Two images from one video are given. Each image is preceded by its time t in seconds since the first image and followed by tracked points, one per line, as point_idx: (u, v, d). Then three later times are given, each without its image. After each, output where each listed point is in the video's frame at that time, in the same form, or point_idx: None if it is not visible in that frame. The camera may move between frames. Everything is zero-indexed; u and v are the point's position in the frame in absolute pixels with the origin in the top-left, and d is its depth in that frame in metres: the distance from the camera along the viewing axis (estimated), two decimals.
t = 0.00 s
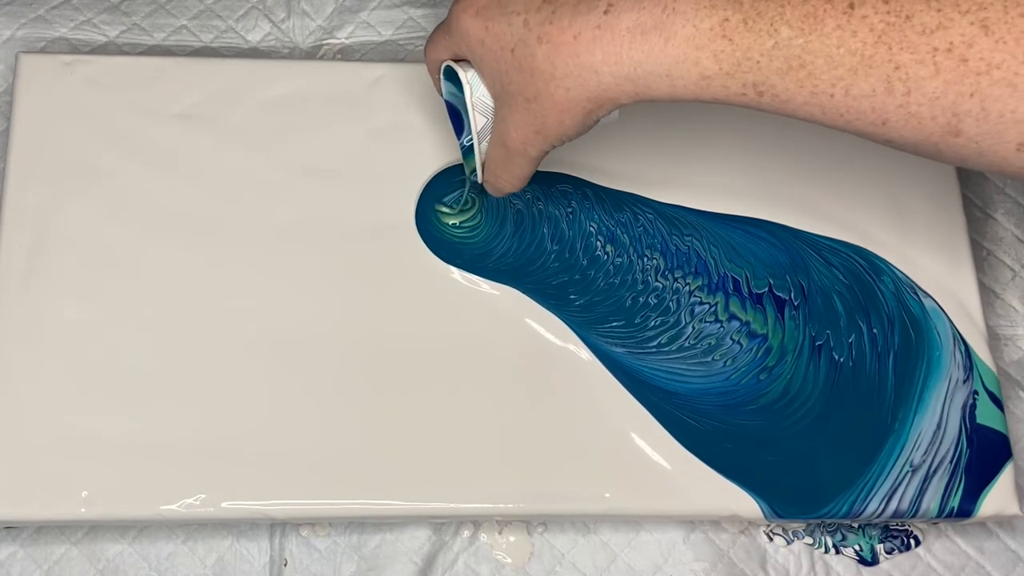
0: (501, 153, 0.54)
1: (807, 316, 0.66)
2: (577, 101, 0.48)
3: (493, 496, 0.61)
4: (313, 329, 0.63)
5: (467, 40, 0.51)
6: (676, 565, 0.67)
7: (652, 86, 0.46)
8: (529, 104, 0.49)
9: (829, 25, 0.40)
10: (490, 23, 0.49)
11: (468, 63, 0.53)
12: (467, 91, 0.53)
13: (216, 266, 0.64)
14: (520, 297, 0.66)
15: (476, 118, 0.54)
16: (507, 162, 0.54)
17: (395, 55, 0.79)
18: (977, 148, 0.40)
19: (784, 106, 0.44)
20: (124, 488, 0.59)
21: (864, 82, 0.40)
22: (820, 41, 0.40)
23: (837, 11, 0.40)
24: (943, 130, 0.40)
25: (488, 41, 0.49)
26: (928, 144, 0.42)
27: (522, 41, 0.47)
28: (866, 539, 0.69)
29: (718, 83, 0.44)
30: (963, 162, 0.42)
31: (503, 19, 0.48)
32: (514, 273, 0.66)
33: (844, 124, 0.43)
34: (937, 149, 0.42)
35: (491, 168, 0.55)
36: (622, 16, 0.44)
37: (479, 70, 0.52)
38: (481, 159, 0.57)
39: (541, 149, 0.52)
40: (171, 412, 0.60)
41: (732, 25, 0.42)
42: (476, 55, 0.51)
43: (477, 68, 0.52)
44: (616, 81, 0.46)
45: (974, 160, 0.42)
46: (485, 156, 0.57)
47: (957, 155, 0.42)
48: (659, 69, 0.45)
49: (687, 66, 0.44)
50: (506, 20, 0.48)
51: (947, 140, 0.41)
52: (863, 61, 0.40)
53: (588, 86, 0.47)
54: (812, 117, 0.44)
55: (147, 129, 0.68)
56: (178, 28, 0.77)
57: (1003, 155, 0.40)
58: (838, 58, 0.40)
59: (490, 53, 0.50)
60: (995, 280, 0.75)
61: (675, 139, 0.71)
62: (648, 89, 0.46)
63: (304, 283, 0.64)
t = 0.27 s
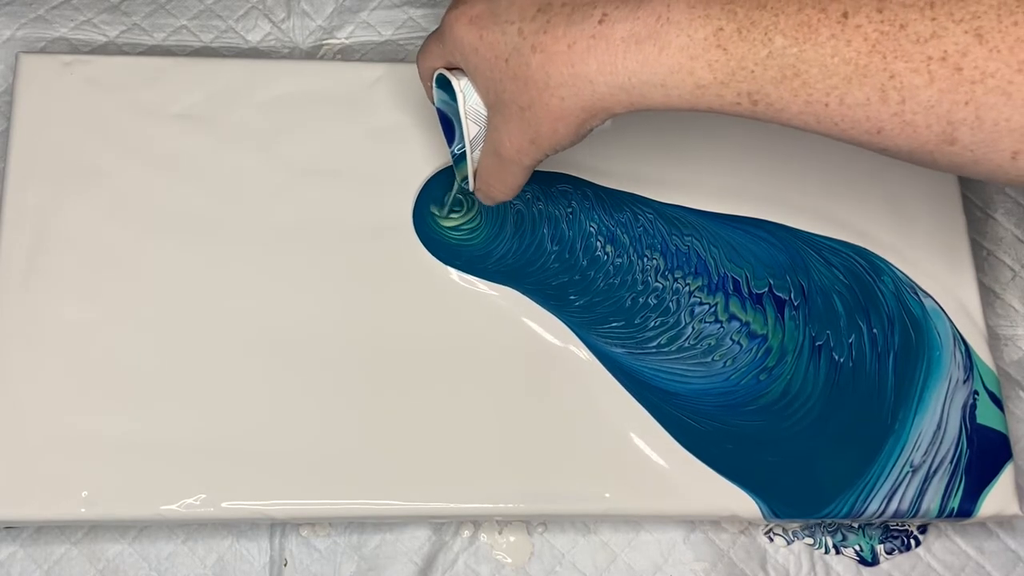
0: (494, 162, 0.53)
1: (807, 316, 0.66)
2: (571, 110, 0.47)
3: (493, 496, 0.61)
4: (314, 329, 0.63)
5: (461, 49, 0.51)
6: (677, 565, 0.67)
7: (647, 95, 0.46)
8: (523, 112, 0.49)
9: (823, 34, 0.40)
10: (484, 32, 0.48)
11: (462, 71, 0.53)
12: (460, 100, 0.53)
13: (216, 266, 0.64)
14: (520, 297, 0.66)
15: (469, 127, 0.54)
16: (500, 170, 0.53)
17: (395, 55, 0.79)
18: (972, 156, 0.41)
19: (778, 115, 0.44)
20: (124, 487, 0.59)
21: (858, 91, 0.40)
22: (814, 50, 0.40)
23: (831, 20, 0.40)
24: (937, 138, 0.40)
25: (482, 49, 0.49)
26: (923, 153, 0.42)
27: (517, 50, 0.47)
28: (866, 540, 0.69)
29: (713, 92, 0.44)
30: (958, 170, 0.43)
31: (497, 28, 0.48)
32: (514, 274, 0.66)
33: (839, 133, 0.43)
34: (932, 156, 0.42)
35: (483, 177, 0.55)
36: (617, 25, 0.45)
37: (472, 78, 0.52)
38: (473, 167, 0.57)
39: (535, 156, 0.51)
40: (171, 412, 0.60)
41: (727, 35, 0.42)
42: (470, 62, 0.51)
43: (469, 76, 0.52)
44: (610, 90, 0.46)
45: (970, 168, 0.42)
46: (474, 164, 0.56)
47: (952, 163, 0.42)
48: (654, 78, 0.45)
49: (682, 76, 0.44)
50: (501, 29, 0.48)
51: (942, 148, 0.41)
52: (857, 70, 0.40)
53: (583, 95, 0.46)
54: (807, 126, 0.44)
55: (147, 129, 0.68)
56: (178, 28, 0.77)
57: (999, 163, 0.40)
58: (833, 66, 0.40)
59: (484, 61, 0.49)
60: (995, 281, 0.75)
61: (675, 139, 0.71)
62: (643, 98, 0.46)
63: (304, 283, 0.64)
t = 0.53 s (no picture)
0: (491, 165, 0.54)
1: (807, 316, 0.66)
2: (567, 116, 0.48)
3: (493, 496, 0.61)
4: (313, 329, 0.63)
5: (457, 53, 0.51)
6: (677, 565, 0.67)
7: (641, 101, 0.46)
8: (519, 118, 0.49)
9: (817, 41, 0.40)
10: (480, 36, 0.49)
11: (458, 73, 0.53)
12: (456, 102, 0.53)
13: (216, 266, 0.64)
14: (520, 297, 0.66)
15: (465, 129, 0.54)
16: (497, 172, 0.54)
17: (395, 55, 0.79)
18: (965, 161, 0.41)
19: (772, 121, 0.44)
20: (124, 487, 0.59)
21: (852, 96, 0.41)
22: (808, 56, 0.41)
23: (824, 27, 0.40)
24: (931, 144, 0.41)
25: (478, 53, 0.49)
26: (917, 157, 0.42)
27: (513, 55, 0.48)
28: (866, 540, 0.69)
29: (708, 98, 0.45)
30: (952, 174, 0.43)
31: (493, 32, 0.48)
32: (514, 274, 0.66)
33: (833, 138, 0.43)
34: (926, 161, 0.42)
35: (480, 179, 0.55)
36: (611, 31, 0.45)
37: (468, 81, 0.52)
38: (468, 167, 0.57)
39: (531, 160, 0.52)
40: (171, 412, 0.60)
41: (720, 41, 0.43)
42: (465, 65, 0.51)
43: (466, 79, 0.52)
44: (605, 96, 0.46)
45: (964, 172, 0.42)
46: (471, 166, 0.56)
47: (945, 167, 0.42)
48: (649, 85, 0.45)
49: (676, 82, 0.45)
50: (496, 33, 0.48)
51: (935, 153, 0.41)
52: (850, 76, 0.40)
53: (578, 101, 0.47)
54: (801, 131, 0.44)
55: (147, 129, 0.68)
56: (178, 28, 0.77)
57: (992, 168, 0.40)
58: (826, 72, 0.41)
59: (480, 66, 0.50)
60: (995, 281, 0.75)
61: (675, 139, 0.71)
62: (638, 104, 0.47)
63: (304, 283, 0.64)
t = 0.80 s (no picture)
0: (483, 168, 0.54)
1: (807, 316, 0.66)
2: (558, 123, 0.48)
3: (493, 497, 0.61)
4: (313, 329, 0.63)
5: (448, 58, 0.51)
6: (676, 565, 0.67)
7: (630, 109, 0.47)
8: (510, 125, 0.49)
9: (805, 49, 0.40)
10: (471, 42, 0.49)
11: (449, 76, 0.53)
12: (449, 107, 0.53)
13: (216, 266, 0.64)
14: (520, 298, 0.66)
15: (458, 132, 0.54)
16: (488, 175, 0.54)
17: (395, 55, 0.79)
18: (954, 168, 0.41)
19: (761, 129, 0.44)
20: (124, 487, 0.59)
21: (840, 104, 0.41)
22: (796, 64, 0.41)
23: (812, 35, 0.40)
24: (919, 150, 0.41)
25: (469, 60, 0.49)
26: (906, 164, 0.42)
27: (504, 63, 0.48)
28: (866, 540, 0.69)
29: (697, 106, 0.45)
30: (941, 180, 0.43)
31: (485, 39, 0.48)
32: (514, 275, 0.66)
33: (822, 146, 0.43)
34: (915, 167, 0.42)
35: (473, 181, 0.56)
36: (602, 40, 0.45)
37: (461, 87, 0.52)
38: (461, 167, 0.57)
39: (523, 165, 0.52)
40: (171, 412, 0.60)
41: (709, 50, 0.43)
42: (456, 71, 0.51)
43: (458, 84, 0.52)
44: (595, 104, 0.47)
45: (953, 179, 0.42)
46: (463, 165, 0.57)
47: (934, 174, 0.42)
48: (639, 93, 0.46)
49: (666, 91, 0.45)
50: (488, 40, 0.48)
51: (924, 160, 0.41)
52: (838, 84, 0.40)
53: (569, 109, 0.47)
54: (790, 139, 0.44)
55: (147, 129, 0.68)
56: (178, 28, 0.77)
57: (981, 174, 0.41)
58: (814, 81, 0.41)
59: (471, 72, 0.50)
60: (995, 280, 0.75)
61: (674, 139, 0.71)
62: (628, 111, 0.47)
63: (304, 283, 0.64)
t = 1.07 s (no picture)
0: (483, 165, 0.54)
1: (806, 317, 0.66)
2: (555, 121, 0.48)
3: (493, 496, 0.61)
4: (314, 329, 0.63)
5: (447, 55, 0.51)
6: (677, 565, 0.67)
7: (627, 105, 0.47)
8: (508, 122, 0.49)
9: (798, 46, 0.41)
10: (469, 40, 0.49)
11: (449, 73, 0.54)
12: (448, 103, 0.54)
13: (216, 265, 0.64)
14: (520, 298, 0.66)
15: (458, 129, 0.55)
16: (490, 173, 0.54)
17: (395, 55, 0.79)
18: (949, 164, 0.41)
19: (756, 125, 0.44)
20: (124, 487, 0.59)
21: (834, 101, 0.41)
22: (790, 62, 0.41)
23: (806, 32, 0.40)
24: (913, 147, 0.41)
25: (467, 57, 0.50)
26: (901, 160, 0.42)
27: (501, 60, 0.48)
28: (867, 541, 0.69)
29: (692, 103, 0.45)
30: (937, 177, 0.43)
31: (482, 37, 0.48)
32: (514, 276, 0.66)
33: (817, 142, 0.43)
34: (910, 164, 0.42)
35: (474, 177, 0.56)
36: (598, 37, 0.45)
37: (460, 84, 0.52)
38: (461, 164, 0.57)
39: (523, 161, 0.52)
40: (171, 412, 0.60)
41: (704, 47, 0.43)
42: (455, 67, 0.51)
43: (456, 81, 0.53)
44: (592, 100, 0.47)
45: (948, 175, 0.42)
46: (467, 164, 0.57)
47: (929, 170, 0.42)
48: (634, 90, 0.46)
49: (661, 87, 0.45)
50: (485, 38, 0.48)
51: (918, 156, 0.41)
52: (832, 81, 0.40)
53: (565, 105, 0.47)
54: (785, 135, 0.44)
55: (148, 129, 0.68)
56: (178, 28, 0.77)
57: (975, 171, 0.41)
58: (808, 78, 0.41)
59: (470, 69, 0.50)
60: (995, 280, 0.75)
61: (674, 139, 0.71)
62: (624, 108, 0.47)
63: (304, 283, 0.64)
